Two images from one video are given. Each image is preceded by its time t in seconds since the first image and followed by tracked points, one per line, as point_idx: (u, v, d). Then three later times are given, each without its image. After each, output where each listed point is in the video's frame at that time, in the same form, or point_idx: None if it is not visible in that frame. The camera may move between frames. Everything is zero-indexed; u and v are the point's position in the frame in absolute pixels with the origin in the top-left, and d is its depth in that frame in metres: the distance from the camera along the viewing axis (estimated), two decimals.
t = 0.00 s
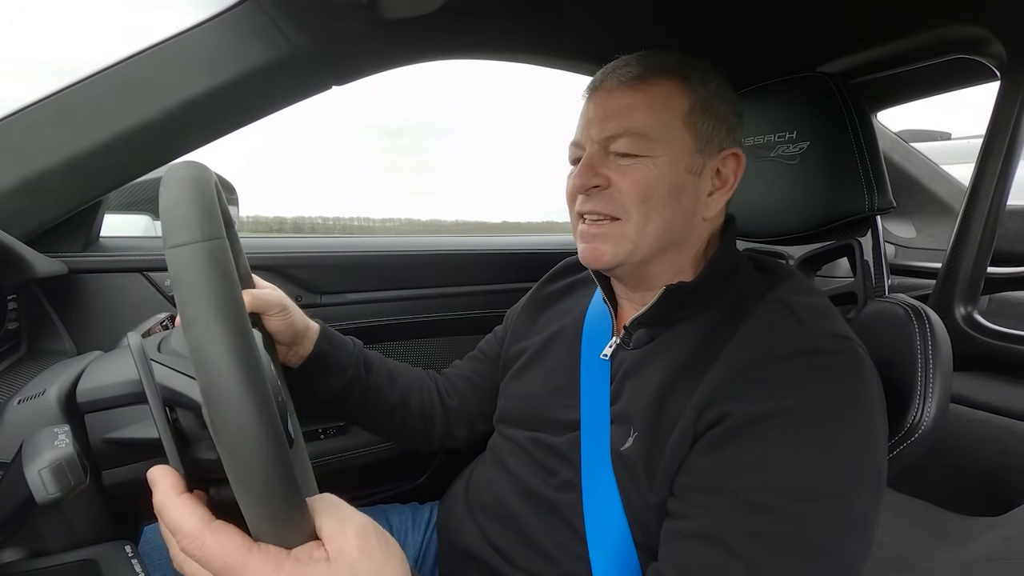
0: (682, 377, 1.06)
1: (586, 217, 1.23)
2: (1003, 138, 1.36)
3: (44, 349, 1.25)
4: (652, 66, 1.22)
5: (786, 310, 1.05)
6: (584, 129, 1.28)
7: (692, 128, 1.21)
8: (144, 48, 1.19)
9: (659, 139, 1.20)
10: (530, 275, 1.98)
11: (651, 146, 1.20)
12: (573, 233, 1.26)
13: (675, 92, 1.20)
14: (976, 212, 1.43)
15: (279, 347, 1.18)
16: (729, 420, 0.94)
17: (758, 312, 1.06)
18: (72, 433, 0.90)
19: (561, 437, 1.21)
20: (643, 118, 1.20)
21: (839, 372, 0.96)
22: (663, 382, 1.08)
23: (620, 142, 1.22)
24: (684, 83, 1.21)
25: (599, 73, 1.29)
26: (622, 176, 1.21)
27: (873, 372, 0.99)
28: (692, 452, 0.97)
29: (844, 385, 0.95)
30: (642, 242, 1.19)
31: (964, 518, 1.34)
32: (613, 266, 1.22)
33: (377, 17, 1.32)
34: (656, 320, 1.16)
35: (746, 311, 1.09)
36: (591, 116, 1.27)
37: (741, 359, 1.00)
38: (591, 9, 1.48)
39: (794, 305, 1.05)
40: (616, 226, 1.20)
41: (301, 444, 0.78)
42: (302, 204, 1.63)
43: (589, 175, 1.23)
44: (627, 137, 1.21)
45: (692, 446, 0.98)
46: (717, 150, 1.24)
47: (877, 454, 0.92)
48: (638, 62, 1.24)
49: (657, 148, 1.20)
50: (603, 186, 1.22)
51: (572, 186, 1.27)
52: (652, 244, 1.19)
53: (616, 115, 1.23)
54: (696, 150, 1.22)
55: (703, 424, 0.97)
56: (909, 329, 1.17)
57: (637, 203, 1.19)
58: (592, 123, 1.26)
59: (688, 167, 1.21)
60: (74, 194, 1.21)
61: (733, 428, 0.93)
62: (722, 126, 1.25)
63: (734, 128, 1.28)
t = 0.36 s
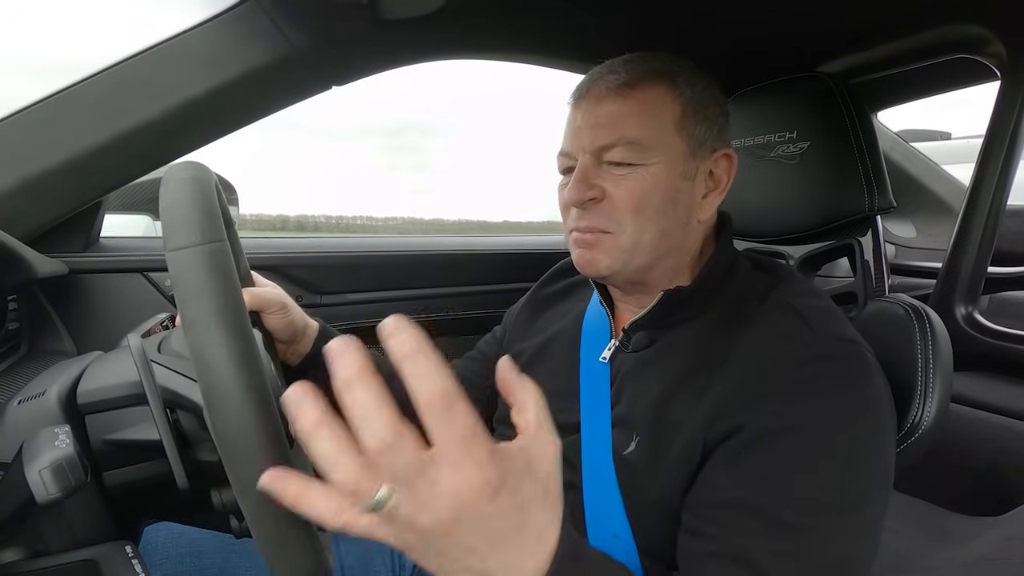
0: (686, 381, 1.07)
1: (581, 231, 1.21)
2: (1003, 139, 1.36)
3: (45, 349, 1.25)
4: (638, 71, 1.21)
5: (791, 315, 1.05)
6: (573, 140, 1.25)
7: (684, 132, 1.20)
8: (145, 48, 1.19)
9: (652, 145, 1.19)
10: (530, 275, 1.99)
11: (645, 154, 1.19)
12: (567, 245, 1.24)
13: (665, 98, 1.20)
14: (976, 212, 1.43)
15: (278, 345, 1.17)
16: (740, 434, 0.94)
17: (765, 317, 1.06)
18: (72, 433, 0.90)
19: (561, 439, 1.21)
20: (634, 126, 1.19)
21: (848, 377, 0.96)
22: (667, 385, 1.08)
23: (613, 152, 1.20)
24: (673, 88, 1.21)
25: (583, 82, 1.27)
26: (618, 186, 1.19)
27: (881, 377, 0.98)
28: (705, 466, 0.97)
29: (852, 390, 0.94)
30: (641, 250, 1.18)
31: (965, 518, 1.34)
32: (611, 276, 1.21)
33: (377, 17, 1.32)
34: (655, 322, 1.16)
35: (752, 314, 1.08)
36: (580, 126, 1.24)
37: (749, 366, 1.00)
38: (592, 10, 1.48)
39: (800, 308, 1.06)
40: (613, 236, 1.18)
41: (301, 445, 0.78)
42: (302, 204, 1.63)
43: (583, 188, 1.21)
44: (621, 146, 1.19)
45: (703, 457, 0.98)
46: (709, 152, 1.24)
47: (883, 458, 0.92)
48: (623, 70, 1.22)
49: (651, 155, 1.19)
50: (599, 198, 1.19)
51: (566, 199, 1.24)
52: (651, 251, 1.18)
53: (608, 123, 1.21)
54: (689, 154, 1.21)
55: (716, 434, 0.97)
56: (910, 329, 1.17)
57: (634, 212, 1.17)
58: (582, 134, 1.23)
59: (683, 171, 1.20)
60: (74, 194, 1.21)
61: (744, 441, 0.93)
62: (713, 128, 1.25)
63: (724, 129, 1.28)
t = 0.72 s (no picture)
0: (685, 380, 1.07)
1: (595, 201, 1.23)
2: (1003, 139, 1.36)
3: (44, 349, 1.25)
4: (677, 60, 1.24)
5: (792, 316, 1.05)
6: (604, 117, 1.29)
7: (709, 126, 1.22)
8: (145, 48, 1.20)
9: (677, 130, 1.21)
10: (531, 275, 1.99)
11: (669, 135, 1.20)
12: (579, 215, 1.25)
13: (697, 90, 1.22)
14: (975, 212, 1.43)
15: (276, 330, 1.18)
16: (740, 430, 0.94)
17: (763, 317, 1.06)
18: (73, 433, 0.91)
19: (561, 438, 1.21)
20: (664, 106, 1.21)
21: (847, 376, 0.96)
22: (665, 385, 1.08)
23: (638, 129, 1.23)
24: (708, 83, 1.23)
25: (624, 64, 1.31)
26: (638, 163, 1.21)
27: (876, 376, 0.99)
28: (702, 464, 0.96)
29: (850, 390, 0.94)
30: (649, 230, 1.18)
31: (965, 518, 1.34)
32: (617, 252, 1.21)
33: (377, 17, 1.32)
34: (654, 319, 1.16)
35: (750, 314, 1.09)
36: (613, 104, 1.28)
37: (747, 366, 1.00)
38: (591, 10, 1.48)
39: (798, 307, 1.06)
40: (625, 209, 1.19)
41: (301, 444, 0.78)
42: (303, 205, 1.64)
43: (605, 159, 1.24)
44: (647, 123, 1.22)
45: (701, 453, 0.98)
46: (730, 151, 1.25)
47: (883, 457, 0.91)
48: (663, 56, 1.25)
49: (674, 138, 1.20)
50: (617, 171, 1.22)
51: (587, 170, 1.27)
52: (658, 234, 1.19)
53: (637, 102, 1.24)
54: (712, 147, 1.22)
55: (711, 431, 0.97)
56: (909, 329, 1.17)
57: (649, 191, 1.19)
58: (613, 111, 1.27)
59: (703, 162, 1.21)
60: (74, 194, 1.21)
61: (742, 437, 0.93)
62: (738, 128, 1.26)
63: (749, 132, 1.29)
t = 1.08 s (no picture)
0: (686, 381, 1.07)
1: (597, 189, 1.24)
2: (1003, 138, 1.36)
3: (44, 349, 1.25)
4: (681, 56, 1.25)
5: (794, 314, 1.05)
6: (609, 110, 1.30)
7: (712, 118, 1.22)
8: (144, 47, 1.19)
9: (679, 121, 1.21)
10: (531, 275, 1.99)
11: (671, 125, 1.21)
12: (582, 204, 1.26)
13: (700, 84, 1.22)
14: (975, 212, 1.43)
15: (277, 336, 1.19)
16: (742, 429, 0.94)
17: (764, 316, 1.06)
18: (72, 433, 0.90)
19: (562, 437, 1.21)
20: (667, 98, 1.22)
21: (847, 376, 0.96)
22: (666, 384, 1.08)
23: (641, 120, 1.23)
24: (712, 78, 1.23)
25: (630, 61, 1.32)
26: (639, 153, 1.21)
27: (877, 376, 0.99)
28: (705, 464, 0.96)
29: (850, 389, 0.95)
30: (649, 217, 1.18)
31: (965, 518, 1.34)
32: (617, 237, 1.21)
33: (377, 16, 1.32)
34: (655, 317, 1.16)
35: (751, 313, 1.09)
36: (617, 97, 1.29)
37: (748, 365, 1.00)
38: (591, 10, 1.48)
39: (799, 307, 1.06)
40: (626, 196, 1.20)
41: (301, 445, 0.79)
42: (303, 205, 1.64)
43: (607, 149, 1.24)
44: (650, 114, 1.22)
45: (702, 451, 0.98)
46: (732, 146, 1.25)
47: (884, 456, 0.92)
48: (667, 53, 1.26)
49: (676, 128, 1.21)
50: (619, 160, 1.22)
51: (590, 160, 1.28)
52: (658, 222, 1.19)
53: (640, 94, 1.25)
54: (714, 139, 1.22)
55: (713, 431, 0.97)
56: (909, 329, 1.17)
57: (650, 179, 1.19)
58: (617, 103, 1.28)
59: (705, 154, 1.21)
60: (73, 194, 1.21)
61: (745, 436, 0.93)
62: (741, 124, 1.26)
63: (752, 130, 1.29)
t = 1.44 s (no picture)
0: (686, 381, 1.07)
1: (589, 192, 1.24)
2: (1003, 139, 1.36)
3: (44, 349, 1.25)
4: (668, 59, 1.26)
5: (794, 314, 1.05)
6: (600, 114, 1.31)
7: (701, 117, 1.22)
8: (144, 47, 1.19)
9: (667, 121, 1.21)
10: (531, 275, 1.99)
11: (660, 126, 1.21)
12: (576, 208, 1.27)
13: (688, 84, 1.23)
14: (975, 212, 1.43)
15: (276, 335, 1.19)
16: (742, 429, 0.93)
17: (763, 316, 1.07)
18: (72, 433, 0.90)
19: (561, 437, 1.21)
20: (655, 100, 1.23)
21: (847, 377, 0.96)
22: (667, 384, 1.08)
23: (631, 122, 1.24)
24: (699, 79, 1.24)
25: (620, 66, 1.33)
26: (629, 155, 1.22)
27: (877, 375, 0.99)
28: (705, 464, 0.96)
29: (850, 389, 0.95)
30: (640, 217, 1.19)
31: (964, 518, 1.34)
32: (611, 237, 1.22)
33: (377, 16, 1.32)
34: (654, 317, 1.16)
35: (750, 313, 1.09)
36: (607, 101, 1.30)
37: (748, 365, 1.00)
38: (592, 11, 1.48)
39: (800, 307, 1.06)
40: (617, 197, 1.20)
41: (301, 445, 0.79)
42: (303, 205, 1.64)
43: (598, 152, 1.25)
44: (639, 117, 1.23)
45: (702, 452, 0.98)
46: (723, 144, 1.25)
47: (884, 456, 0.92)
48: (655, 56, 1.27)
49: (665, 128, 1.21)
50: (610, 162, 1.23)
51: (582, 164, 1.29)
52: (650, 221, 1.19)
53: (629, 97, 1.26)
54: (704, 137, 1.23)
55: (713, 431, 0.97)
56: (909, 329, 1.17)
57: (640, 179, 1.20)
58: (608, 107, 1.29)
59: (695, 153, 1.21)
60: (73, 194, 1.21)
61: (746, 437, 0.92)
62: (731, 123, 1.26)
63: (744, 130, 1.29)
